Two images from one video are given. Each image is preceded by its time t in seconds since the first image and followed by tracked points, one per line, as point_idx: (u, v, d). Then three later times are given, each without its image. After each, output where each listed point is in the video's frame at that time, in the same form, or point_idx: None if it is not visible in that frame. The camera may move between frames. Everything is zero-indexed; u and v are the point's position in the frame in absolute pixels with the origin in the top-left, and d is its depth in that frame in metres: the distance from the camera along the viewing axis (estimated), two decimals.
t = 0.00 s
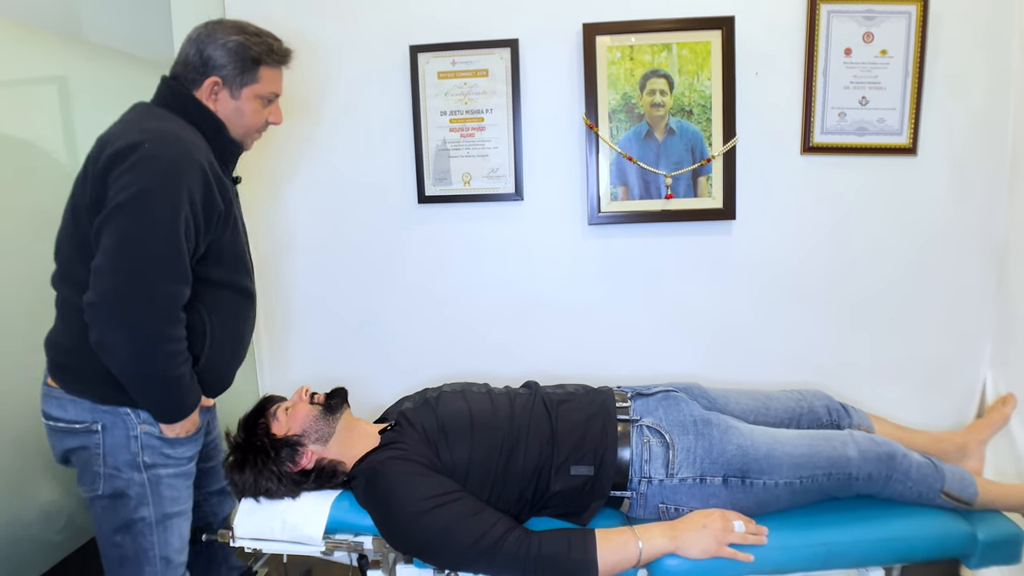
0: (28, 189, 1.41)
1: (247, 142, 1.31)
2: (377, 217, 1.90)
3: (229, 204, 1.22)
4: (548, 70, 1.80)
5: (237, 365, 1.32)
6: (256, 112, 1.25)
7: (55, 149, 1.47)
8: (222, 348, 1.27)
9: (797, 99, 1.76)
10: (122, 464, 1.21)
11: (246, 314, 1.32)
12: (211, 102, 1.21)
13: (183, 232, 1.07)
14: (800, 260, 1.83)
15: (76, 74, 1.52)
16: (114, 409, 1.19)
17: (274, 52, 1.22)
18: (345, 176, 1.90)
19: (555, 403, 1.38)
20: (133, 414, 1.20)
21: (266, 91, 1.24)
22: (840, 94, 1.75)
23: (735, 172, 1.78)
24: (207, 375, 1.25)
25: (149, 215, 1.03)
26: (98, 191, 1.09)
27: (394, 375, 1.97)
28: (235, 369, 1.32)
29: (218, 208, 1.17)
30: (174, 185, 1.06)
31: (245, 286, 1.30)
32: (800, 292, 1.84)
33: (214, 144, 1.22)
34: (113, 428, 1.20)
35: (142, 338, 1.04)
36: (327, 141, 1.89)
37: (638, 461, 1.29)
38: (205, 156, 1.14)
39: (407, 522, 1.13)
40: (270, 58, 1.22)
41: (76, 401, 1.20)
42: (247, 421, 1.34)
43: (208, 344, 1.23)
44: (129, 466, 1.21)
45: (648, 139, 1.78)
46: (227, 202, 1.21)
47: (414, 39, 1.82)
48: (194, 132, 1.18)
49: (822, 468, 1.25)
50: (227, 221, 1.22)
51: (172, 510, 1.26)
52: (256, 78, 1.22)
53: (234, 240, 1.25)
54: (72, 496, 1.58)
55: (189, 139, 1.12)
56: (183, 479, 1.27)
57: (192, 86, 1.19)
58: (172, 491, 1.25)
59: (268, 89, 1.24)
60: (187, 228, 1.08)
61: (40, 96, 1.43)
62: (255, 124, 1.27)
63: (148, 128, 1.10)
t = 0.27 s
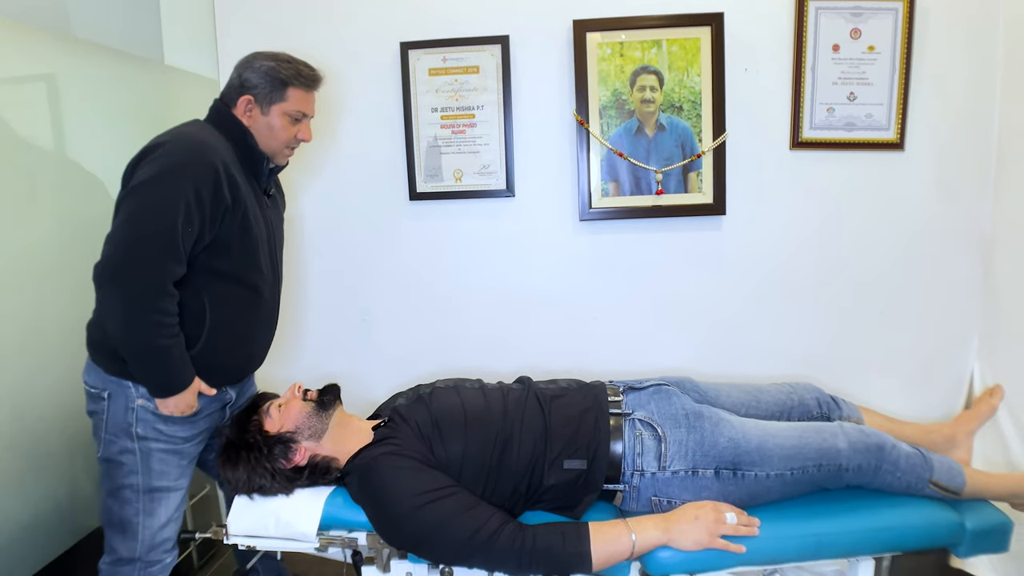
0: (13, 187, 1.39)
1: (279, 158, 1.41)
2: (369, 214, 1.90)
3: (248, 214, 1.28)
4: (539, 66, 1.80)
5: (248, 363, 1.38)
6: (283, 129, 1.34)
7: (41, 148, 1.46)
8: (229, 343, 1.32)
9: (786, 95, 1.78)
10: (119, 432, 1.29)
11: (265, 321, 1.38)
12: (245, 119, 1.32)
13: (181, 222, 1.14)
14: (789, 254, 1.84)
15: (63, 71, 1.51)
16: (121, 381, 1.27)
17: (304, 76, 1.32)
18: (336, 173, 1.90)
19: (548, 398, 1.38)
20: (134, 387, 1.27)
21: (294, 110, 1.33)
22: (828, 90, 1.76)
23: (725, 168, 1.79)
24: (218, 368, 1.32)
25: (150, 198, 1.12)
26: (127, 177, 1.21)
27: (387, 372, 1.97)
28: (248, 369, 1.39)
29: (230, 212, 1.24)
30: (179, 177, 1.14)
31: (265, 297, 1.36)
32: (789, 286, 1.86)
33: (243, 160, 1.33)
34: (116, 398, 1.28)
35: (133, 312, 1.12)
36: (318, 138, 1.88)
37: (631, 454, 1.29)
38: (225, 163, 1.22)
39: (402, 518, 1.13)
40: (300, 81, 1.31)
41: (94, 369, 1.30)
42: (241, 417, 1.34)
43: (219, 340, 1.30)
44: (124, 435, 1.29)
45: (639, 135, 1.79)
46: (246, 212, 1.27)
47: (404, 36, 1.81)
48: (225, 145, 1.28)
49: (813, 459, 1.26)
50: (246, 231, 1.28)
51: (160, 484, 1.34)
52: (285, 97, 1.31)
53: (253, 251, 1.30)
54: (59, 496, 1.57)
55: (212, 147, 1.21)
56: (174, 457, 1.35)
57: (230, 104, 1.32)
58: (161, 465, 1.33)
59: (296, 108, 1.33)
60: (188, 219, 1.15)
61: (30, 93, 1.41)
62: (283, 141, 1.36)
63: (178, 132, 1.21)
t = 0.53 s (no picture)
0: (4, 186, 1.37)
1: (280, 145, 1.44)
2: (361, 213, 1.90)
3: (249, 190, 1.35)
4: (531, 65, 1.81)
5: (262, 334, 1.45)
6: (281, 111, 1.38)
7: (30, 147, 1.44)
8: (241, 313, 1.39)
9: (776, 94, 1.79)
10: (145, 397, 1.38)
11: (276, 295, 1.45)
12: (249, 105, 1.39)
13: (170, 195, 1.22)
14: (780, 252, 1.86)
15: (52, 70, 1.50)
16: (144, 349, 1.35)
17: (302, 60, 1.37)
18: (328, 173, 1.89)
19: (542, 395, 1.38)
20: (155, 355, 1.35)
21: (292, 92, 1.37)
22: (818, 90, 1.78)
23: (716, 166, 1.81)
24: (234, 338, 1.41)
25: (142, 174, 1.21)
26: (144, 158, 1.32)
27: (381, 371, 1.97)
28: (265, 342, 1.47)
29: (226, 187, 1.31)
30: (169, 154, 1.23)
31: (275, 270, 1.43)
32: (780, 284, 1.87)
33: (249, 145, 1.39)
34: (142, 365, 1.36)
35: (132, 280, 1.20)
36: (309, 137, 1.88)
37: (624, 450, 1.30)
38: (220, 142, 1.30)
39: (396, 515, 1.13)
40: (298, 64, 1.36)
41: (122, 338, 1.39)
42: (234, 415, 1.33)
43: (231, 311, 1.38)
44: (150, 399, 1.38)
45: (630, 134, 1.80)
46: (245, 188, 1.35)
47: (396, 36, 1.81)
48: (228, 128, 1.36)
49: (804, 454, 1.27)
50: (247, 206, 1.36)
51: (186, 446, 1.40)
52: (282, 79, 1.36)
53: (257, 225, 1.38)
54: (51, 497, 1.53)
55: (208, 127, 1.30)
56: (198, 421, 1.42)
57: (236, 93, 1.39)
58: (185, 429, 1.40)
59: (293, 90, 1.37)
60: (178, 193, 1.23)
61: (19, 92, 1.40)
62: (282, 124, 1.39)
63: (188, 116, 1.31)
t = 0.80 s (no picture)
0: None
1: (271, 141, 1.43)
2: (353, 211, 1.90)
3: (236, 184, 1.34)
4: (522, 64, 1.81)
5: (260, 332, 1.45)
6: (269, 107, 1.37)
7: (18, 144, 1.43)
8: (238, 310, 1.40)
9: (766, 93, 1.80)
10: (161, 392, 1.40)
11: (274, 289, 1.44)
12: (237, 102, 1.38)
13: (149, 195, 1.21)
14: (770, 250, 1.87)
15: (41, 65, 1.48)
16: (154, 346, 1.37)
17: (286, 55, 1.34)
18: (319, 171, 1.89)
19: (533, 392, 1.38)
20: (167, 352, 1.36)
21: (277, 88, 1.35)
22: (807, 88, 1.79)
23: (706, 165, 1.82)
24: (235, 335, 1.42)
25: (123, 178, 1.21)
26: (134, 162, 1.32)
27: (372, 369, 1.97)
28: (267, 337, 1.48)
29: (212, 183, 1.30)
30: (150, 156, 1.23)
31: (271, 264, 1.42)
32: (770, 282, 1.88)
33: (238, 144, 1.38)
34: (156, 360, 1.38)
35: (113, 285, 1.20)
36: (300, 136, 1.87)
37: (615, 447, 1.30)
38: (201, 139, 1.29)
39: (388, 513, 1.13)
40: (283, 59, 1.34)
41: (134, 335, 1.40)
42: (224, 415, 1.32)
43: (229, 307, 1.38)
44: (165, 395, 1.40)
45: (621, 132, 1.80)
46: (232, 183, 1.34)
47: (387, 34, 1.81)
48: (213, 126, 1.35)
49: (794, 449, 1.28)
50: (236, 201, 1.35)
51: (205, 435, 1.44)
52: (268, 75, 1.34)
53: (249, 219, 1.37)
54: (41, 497, 1.51)
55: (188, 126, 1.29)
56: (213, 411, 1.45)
57: (225, 89, 1.37)
58: (202, 418, 1.43)
59: (279, 86, 1.35)
60: (162, 194, 1.23)
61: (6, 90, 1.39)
62: (269, 120, 1.38)
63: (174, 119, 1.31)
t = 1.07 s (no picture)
0: None
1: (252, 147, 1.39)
2: (347, 210, 1.89)
3: (217, 193, 1.34)
4: (515, 63, 1.81)
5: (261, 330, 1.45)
6: (244, 114, 1.32)
7: (11, 140, 1.42)
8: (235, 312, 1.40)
9: (758, 93, 1.81)
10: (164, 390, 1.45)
11: (269, 291, 1.43)
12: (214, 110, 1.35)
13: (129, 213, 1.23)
14: (762, 248, 1.88)
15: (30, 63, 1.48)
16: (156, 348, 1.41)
17: (254, 58, 1.28)
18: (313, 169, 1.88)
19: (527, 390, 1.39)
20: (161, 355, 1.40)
21: (250, 94, 1.30)
22: (799, 88, 1.80)
23: (699, 164, 1.83)
24: (236, 337, 1.43)
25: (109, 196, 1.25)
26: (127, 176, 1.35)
27: (367, 368, 1.97)
28: (267, 337, 1.47)
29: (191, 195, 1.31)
30: (127, 177, 1.25)
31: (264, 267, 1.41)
32: (763, 280, 1.90)
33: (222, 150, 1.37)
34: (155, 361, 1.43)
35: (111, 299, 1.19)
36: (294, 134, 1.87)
37: (609, 444, 1.31)
38: (175, 153, 1.29)
39: (382, 510, 1.13)
40: (252, 63, 1.29)
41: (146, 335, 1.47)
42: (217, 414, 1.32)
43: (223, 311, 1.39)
44: (167, 395, 1.45)
45: (614, 131, 1.81)
46: (213, 192, 1.34)
47: (380, 32, 1.81)
48: (192, 137, 1.34)
49: (785, 446, 1.29)
50: (220, 209, 1.35)
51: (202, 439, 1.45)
52: (240, 82, 1.29)
53: (236, 225, 1.37)
54: (35, 493, 1.49)
55: (162, 141, 1.30)
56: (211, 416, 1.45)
57: (201, 96, 1.35)
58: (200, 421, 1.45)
59: (252, 91, 1.30)
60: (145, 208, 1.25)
61: None
62: (246, 127, 1.33)
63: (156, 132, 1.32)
